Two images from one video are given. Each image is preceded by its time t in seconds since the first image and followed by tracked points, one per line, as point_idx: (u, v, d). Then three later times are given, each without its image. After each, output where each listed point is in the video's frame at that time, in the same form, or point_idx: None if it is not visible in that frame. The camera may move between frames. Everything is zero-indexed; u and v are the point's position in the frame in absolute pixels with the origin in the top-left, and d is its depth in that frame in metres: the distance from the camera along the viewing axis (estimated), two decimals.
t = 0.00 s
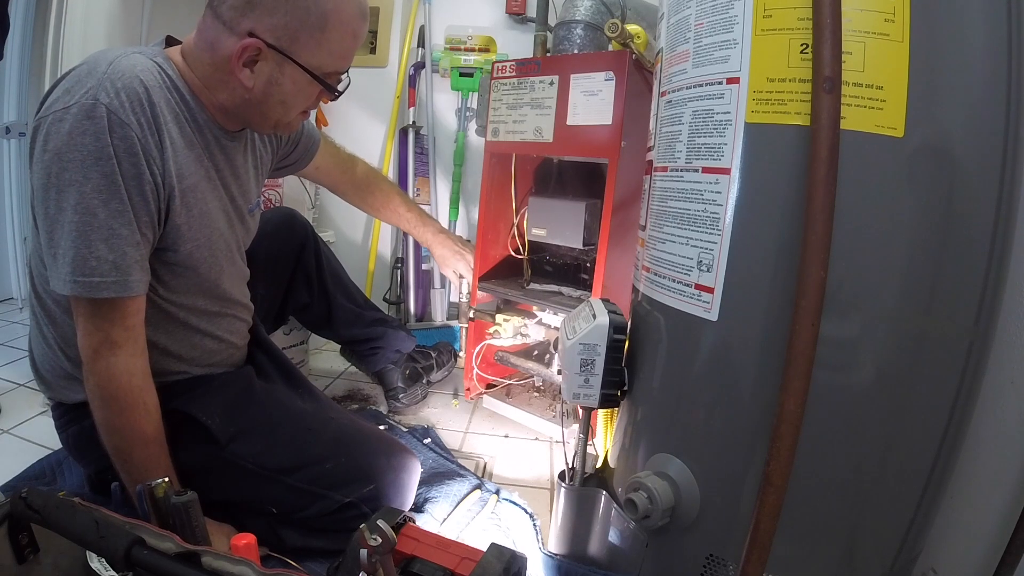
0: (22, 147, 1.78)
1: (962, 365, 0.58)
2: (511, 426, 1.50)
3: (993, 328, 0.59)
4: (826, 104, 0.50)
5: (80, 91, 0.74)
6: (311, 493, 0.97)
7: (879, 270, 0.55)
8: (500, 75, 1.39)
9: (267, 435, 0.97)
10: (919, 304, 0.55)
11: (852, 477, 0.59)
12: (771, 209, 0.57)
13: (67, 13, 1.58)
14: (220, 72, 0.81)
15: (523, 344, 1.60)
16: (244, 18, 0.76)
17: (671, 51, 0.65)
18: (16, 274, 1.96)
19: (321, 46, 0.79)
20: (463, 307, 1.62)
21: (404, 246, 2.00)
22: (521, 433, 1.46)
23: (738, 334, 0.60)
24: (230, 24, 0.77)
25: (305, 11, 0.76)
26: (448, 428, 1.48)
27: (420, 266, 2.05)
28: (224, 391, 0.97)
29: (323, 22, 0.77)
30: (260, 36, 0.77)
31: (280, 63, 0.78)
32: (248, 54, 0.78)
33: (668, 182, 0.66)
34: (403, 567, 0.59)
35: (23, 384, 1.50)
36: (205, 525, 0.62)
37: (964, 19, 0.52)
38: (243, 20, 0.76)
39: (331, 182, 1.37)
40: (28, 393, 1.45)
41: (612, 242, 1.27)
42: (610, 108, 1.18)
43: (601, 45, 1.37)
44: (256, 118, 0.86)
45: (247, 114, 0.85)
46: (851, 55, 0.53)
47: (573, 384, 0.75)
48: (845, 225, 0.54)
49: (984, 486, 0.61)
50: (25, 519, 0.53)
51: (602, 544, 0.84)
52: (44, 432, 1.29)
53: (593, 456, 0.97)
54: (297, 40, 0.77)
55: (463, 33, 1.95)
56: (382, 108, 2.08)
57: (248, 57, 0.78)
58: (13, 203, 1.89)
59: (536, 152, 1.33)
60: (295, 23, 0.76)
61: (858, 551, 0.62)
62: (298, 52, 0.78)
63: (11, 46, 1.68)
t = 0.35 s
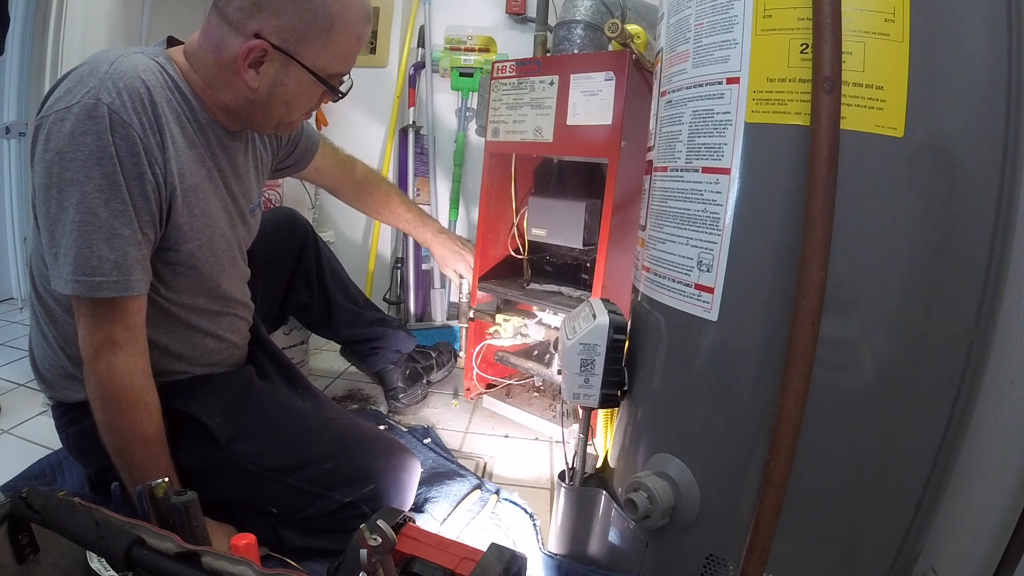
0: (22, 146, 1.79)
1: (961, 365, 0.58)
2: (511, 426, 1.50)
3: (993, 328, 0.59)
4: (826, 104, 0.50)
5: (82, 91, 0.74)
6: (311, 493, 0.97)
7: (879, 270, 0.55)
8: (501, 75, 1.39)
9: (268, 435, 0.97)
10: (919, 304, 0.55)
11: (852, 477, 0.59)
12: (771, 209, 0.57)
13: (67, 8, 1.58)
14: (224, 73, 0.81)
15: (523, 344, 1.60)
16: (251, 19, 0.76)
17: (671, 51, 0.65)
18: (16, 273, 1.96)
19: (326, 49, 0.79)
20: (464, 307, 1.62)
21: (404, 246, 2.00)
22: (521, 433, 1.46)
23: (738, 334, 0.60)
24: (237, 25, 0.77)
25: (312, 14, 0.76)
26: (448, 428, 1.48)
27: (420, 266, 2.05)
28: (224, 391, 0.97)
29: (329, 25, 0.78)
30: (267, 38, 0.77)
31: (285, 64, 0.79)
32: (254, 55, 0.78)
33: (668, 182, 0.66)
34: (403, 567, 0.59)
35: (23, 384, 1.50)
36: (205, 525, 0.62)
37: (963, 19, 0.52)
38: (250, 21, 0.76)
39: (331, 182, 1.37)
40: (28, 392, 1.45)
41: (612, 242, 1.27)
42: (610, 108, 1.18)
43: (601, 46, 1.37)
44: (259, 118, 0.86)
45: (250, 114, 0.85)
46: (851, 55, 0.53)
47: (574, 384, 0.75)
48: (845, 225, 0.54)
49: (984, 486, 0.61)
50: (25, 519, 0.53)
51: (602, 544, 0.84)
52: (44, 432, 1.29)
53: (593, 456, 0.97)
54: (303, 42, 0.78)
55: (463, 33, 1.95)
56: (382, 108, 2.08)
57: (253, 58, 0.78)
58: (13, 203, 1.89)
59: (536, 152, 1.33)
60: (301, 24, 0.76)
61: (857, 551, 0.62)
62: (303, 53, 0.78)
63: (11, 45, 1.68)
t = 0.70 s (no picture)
0: (22, 146, 1.79)
1: (962, 365, 0.58)
2: (511, 426, 1.50)
3: (994, 329, 0.59)
4: (826, 104, 0.50)
5: (80, 91, 0.74)
6: (311, 493, 0.97)
7: (879, 270, 0.55)
8: (500, 74, 1.39)
9: (268, 435, 0.97)
10: (919, 304, 0.55)
11: (852, 477, 0.59)
12: (770, 209, 0.57)
13: (67, 11, 1.58)
14: (227, 72, 0.81)
15: (523, 344, 1.60)
16: (258, 19, 0.76)
17: (671, 51, 0.65)
18: (16, 274, 1.96)
19: (329, 48, 0.80)
20: (463, 307, 1.62)
21: (404, 246, 2.00)
22: (521, 433, 1.46)
23: (738, 334, 0.60)
24: (242, 24, 0.77)
25: (317, 13, 0.77)
26: (448, 428, 1.48)
27: (420, 266, 2.05)
28: (224, 391, 0.97)
29: (332, 25, 0.79)
30: (273, 38, 0.77)
31: (290, 64, 0.79)
32: (260, 55, 0.78)
33: (668, 183, 0.66)
34: (403, 567, 0.59)
35: (24, 384, 1.50)
36: (205, 525, 0.62)
37: (963, 20, 0.52)
38: (258, 20, 0.76)
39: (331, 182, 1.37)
40: (28, 393, 1.45)
41: (612, 242, 1.27)
42: (609, 108, 1.18)
43: (601, 46, 1.37)
44: (259, 116, 0.86)
45: (251, 112, 0.86)
46: (851, 55, 0.53)
47: (574, 384, 0.75)
48: (845, 225, 0.54)
49: (984, 486, 0.61)
50: (25, 519, 0.53)
51: (602, 544, 0.84)
52: (44, 433, 1.29)
53: (593, 456, 0.97)
54: (308, 42, 0.78)
55: (463, 33, 1.95)
56: (382, 108, 2.08)
57: (259, 58, 0.78)
58: (13, 203, 1.88)
59: (536, 151, 1.33)
60: (306, 24, 0.77)
61: (857, 551, 0.62)
62: (308, 53, 0.79)
63: (11, 45, 1.68)
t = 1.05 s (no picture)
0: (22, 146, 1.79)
1: (962, 365, 0.58)
2: (511, 426, 1.50)
3: (993, 329, 0.59)
4: (826, 104, 0.50)
5: (88, 90, 0.74)
6: (312, 492, 0.97)
7: (879, 270, 0.55)
8: (500, 75, 1.39)
9: (268, 435, 0.97)
10: (919, 304, 0.55)
11: (852, 478, 0.59)
12: (770, 209, 0.57)
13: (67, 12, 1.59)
14: (233, 76, 0.81)
15: (523, 344, 1.60)
16: (267, 24, 0.76)
17: (671, 51, 0.65)
18: (16, 274, 1.96)
19: (336, 55, 0.80)
20: (464, 307, 1.62)
21: (404, 246, 2.00)
22: (520, 433, 1.46)
23: (737, 334, 0.60)
24: (250, 29, 0.77)
25: (325, 19, 0.77)
26: (448, 428, 1.48)
27: (420, 266, 2.04)
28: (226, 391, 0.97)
29: (340, 32, 0.79)
30: (281, 43, 0.77)
31: (297, 69, 0.79)
32: (267, 60, 0.78)
33: (668, 182, 0.66)
34: (403, 567, 0.59)
35: (24, 384, 1.50)
36: (205, 525, 0.62)
37: (963, 20, 0.52)
38: (266, 26, 0.77)
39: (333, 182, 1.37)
40: (28, 393, 1.45)
41: (612, 242, 1.27)
42: (609, 108, 1.18)
43: (601, 46, 1.37)
44: (264, 121, 0.86)
45: (256, 117, 0.85)
46: (851, 55, 0.53)
47: (573, 384, 0.75)
48: (845, 225, 0.54)
49: (984, 485, 0.61)
50: (25, 519, 0.53)
51: (602, 544, 0.84)
52: (44, 433, 1.29)
53: (593, 456, 0.97)
54: (316, 48, 0.78)
55: (463, 33, 1.94)
56: (382, 108, 2.08)
57: (266, 63, 0.78)
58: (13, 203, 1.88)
59: (536, 152, 1.33)
60: (315, 30, 0.77)
61: (857, 551, 0.62)
62: (315, 59, 0.79)
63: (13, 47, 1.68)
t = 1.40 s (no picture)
0: (23, 147, 1.79)
1: (961, 365, 0.58)
2: (511, 426, 1.50)
3: (993, 329, 0.59)
4: (826, 104, 0.50)
5: (117, 88, 0.74)
6: (328, 469, 0.99)
7: (879, 270, 0.55)
8: (500, 74, 1.39)
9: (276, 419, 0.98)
10: (919, 304, 0.55)
11: (852, 478, 0.59)
12: (770, 210, 0.57)
13: (67, 11, 1.60)
14: (251, 86, 0.81)
15: (523, 344, 1.60)
16: (288, 38, 0.75)
17: (671, 51, 0.65)
18: (16, 274, 1.96)
19: (357, 74, 0.79)
20: (463, 307, 1.62)
21: (404, 246, 2.00)
22: (521, 433, 1.46)
23: (737, 334, 0.60)
24: (271, 41, 0.76)
25: (348, 37, 0.76)
26: (448, 428, 1.48)
27: (420, 266, 2.04)
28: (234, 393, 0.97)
29: (362, 51, 0.78)
30: (301, 59, 0.76)
31: (316, 86, 0.78)
32: (286, 75, 0.77)
33: (668, 182, 0.66)
34: (403, 567, 0.59)
35: (23, 384, 1.50)
36: (205, 525, 0.62)
37: (963, 20, 0.52)
38: (287, 40, 0.75)
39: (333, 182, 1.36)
40: (28, 393, 1.45)
41: (612, 242, 1.27)
42: (609, 108, 1.18)
43: (601, 46, 1.37)
44: (280, 132, 0.86)
45: (272, 127, 0.85)
46: (851, 55, 0.53)
47: (574, 384, 0.75)
48: (845, 225, 0.54)
49: (984, 485, 0.61)
50: (25, 519, 0.53)
51: (602, 544, 0.84)
52: (44, 432, 1.29)
53: (593, 456, 0.97)
54: (336, 65, 0.77)
55: (463, 33, 1.94)
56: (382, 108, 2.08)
57: (285, 77, 0.78)
58: (13, 204, 1.88)
59: (537, 152, 1.33)
60: (335, 48, 0.76)
61: (857, 551, 0.62)
62: (334, 76, 0.78)
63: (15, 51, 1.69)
